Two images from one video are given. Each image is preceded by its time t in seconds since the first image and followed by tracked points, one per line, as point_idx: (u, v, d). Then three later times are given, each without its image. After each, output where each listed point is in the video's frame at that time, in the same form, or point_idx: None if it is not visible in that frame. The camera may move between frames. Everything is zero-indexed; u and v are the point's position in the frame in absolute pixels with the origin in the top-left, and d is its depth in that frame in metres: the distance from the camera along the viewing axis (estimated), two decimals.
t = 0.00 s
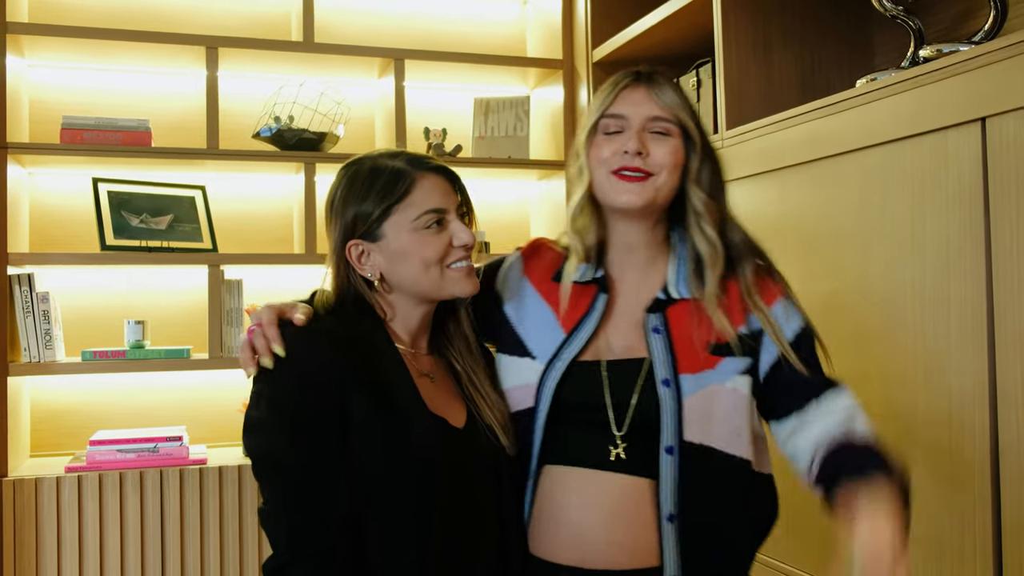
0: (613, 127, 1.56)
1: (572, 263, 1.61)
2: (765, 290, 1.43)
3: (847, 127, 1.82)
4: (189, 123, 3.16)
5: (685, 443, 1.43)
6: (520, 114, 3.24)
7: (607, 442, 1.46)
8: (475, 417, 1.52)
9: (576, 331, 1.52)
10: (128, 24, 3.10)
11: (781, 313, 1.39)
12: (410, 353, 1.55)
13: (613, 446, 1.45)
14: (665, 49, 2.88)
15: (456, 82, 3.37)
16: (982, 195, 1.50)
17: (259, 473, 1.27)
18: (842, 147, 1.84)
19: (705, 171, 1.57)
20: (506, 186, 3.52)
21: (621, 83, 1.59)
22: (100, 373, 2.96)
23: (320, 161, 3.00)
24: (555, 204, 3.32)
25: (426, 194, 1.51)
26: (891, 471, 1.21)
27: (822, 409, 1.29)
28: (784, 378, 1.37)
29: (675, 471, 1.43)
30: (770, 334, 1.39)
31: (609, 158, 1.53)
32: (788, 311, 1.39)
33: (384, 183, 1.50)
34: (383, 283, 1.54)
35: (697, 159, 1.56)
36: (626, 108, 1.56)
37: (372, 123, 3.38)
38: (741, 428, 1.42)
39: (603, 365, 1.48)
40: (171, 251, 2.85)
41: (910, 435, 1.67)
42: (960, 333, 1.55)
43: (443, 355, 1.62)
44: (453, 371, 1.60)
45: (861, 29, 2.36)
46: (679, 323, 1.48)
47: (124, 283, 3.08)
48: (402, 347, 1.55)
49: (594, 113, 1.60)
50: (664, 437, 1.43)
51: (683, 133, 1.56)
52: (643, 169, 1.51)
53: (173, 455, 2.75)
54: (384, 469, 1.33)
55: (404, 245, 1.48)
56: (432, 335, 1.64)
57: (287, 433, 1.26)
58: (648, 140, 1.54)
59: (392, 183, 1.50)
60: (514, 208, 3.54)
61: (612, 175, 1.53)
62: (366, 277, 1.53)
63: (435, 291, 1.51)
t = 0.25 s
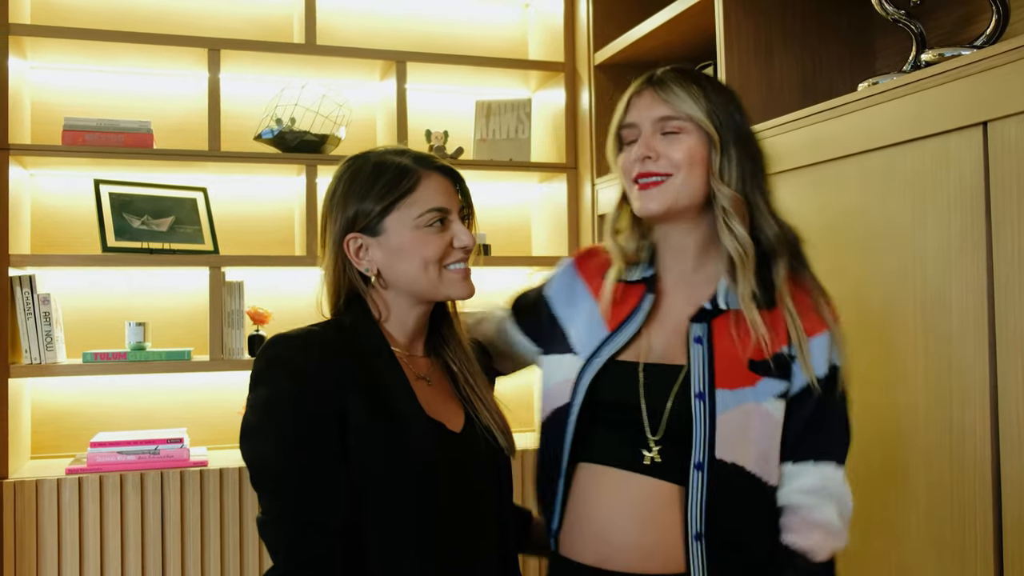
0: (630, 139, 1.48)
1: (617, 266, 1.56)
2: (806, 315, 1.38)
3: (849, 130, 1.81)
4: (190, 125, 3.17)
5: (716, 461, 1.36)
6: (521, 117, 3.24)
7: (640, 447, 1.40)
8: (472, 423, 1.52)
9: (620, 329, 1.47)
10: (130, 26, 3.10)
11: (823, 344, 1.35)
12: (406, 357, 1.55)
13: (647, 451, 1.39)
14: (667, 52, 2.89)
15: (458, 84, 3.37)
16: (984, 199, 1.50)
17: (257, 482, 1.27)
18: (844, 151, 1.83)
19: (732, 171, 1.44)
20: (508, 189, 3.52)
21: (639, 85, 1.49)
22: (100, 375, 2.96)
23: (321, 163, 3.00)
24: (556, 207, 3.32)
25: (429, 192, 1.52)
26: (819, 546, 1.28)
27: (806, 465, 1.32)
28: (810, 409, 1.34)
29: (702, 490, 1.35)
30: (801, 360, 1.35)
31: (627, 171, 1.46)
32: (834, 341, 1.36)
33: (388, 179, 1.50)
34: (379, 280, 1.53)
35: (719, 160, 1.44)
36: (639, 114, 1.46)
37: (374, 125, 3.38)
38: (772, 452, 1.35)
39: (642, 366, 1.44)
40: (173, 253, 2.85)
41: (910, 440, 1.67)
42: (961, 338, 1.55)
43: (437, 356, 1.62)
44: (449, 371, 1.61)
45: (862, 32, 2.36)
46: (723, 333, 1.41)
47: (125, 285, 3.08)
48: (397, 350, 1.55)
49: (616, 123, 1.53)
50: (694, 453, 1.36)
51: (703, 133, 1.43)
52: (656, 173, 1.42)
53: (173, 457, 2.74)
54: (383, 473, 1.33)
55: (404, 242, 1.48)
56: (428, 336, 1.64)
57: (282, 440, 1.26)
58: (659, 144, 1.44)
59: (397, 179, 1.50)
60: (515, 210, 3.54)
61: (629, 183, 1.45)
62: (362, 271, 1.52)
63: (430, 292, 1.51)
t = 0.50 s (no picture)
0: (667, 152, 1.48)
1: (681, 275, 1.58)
2: (812, 330, 1.25)
3: (848, 132, 1.81)
4: (190, 127, 3.16)
5: (713, 477, 1.31)
6: (520, 119, 3.24)
7: (658, 456, 1.41)
8: (472, 422, 1.54)
9: (658, 336, 1.49)
10: (129, 28, 3.10)
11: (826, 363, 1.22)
12: (402, 362, 1.56)
13: (663, 459, 1.40)
14: (666, 53, 2.89)
15: (457, 87, 3.37)
16: (982, 202, 1.50)
17: (259, 494, 1.28)
18: (843, 153, 1.83)
19: (732, 211, 1.33)
20: (507, 192, 3.52)
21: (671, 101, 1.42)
22: (100, 378, 2.96)
23: (321, 165, 3.01)
24: (555, 209, 3.32)
25: (430, 193, 1.52)
26: None
27: (835, 495, 1.19)
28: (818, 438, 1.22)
29: (700, 504, 1.32)
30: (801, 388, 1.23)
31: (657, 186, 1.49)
32: (841, 360, 1.21)
33: (389, 179, 1.50)
34: (376, 280, 1.53)
35: (719, 197, 1.34)
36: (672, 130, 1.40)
37: (373, 127, 3.38)
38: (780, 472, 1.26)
39: (662, 373, 1.45)
40: (172, 256, 2.85)
41: (909, 444, 1.67)
42: (959, 342, 1.55)
43: (433, 357, 1.64)
44: (445, 373, 1.62)
45: (860, 35, 2.37)
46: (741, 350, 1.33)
47: (124, 288, 3.08)
48: (392, 352, 1.55)
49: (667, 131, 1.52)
50: (694, 467, 1.33)
51: (706, 168, 1.36)
52: (665, 195, 1.44)
53: (173, 460, 2.73)
54: (384, 478, 1.34)
55: (405, 241, 1.49)
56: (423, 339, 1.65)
57: (281, 451, 1.27)
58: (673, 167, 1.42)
59: (401, 179, 1.51)
60: (514, 212, 3.54)
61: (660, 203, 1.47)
62: (360, 270, 1.52)
63: (427, 295, 1.51)
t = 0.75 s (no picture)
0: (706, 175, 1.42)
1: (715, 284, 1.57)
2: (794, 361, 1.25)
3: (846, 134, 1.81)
4: (188, 130, 3.17)
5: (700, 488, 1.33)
6: (519, 121, 3.24)
7: (658, 465, 1.44)
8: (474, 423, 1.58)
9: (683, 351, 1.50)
10: (127, 31, 3.10)
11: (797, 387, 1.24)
12: (404, 364, 1.57)
13: (661, 468, 1.42)
14: (664, 55, 2.89)
15: (455, 89, 3.37)
16: (981, 205, 1.50)
17: (266, 503, 1.27)
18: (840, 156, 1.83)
19: (741, 275, 1.28)
20: (506, 194, 3.53)
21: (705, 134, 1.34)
22: (98, 380, 2.96)
23: (320, 167, 3.01)
24: (554, 211, 3.32)
25: (431, 195, 1.54)
26: None
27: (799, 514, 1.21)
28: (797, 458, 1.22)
29: (688, 513, 1.34)
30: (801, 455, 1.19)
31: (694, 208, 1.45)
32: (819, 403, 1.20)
33: (390, 180, 1.51)
34: (375, 280, 1.53)
35: (735, 256, 1.29)
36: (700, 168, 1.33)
37: (372, 130, 3.38)
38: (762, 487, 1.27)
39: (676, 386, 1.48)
40: (171, 258, 2.85)
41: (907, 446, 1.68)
42: (958, 345, 1.55)
43: (430, 359, 1.66)
44: (443, 374, 1.65)
45: (858, 38, 2.38)
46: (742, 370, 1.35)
47: (123, 290, 3.08)
48: (394, 356, 1.56)
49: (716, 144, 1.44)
50: (684, 477, 1.36)
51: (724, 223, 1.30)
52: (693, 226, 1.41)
53: (171, 463, 2.72)
54: (386, 481, 1.35)
55: (406, 241, 1.50)
56: (423, 341, 1.68)
57: (288, 458, 1.26)
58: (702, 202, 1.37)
59: (402, 181, 1.52)
60: (513, 214, 3.54)
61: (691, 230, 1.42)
62: (360, 270, 1.52)
63: (426, 296, 1.52)
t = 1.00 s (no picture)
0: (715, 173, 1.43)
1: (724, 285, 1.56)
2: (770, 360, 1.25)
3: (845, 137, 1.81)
4: (187, 131, 3.17)
5: (705, 486, 1.33)
6: (518, 123, 3.25)
7: (665, 463, 1.43)
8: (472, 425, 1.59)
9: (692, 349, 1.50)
10: (126, 32, 3.10)
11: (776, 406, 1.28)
12: (398, 363, 1.58)
13: (669, 467, 1.41)
14: (663, 58, 2.89)
15: (454, 91, 3.38)
16: (979, 207, 1.51)
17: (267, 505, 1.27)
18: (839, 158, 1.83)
19: (760, 269, 1.29)
20: (505, 196, 3.53)
21: (716, 130, 1.36)
22: (96, 382, 2.95)
23: (318, 169, 3.01)
24: (553, 213, 3.32)
25: (429, 197, 1.55)
26: None
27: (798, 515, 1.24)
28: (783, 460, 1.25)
29: (692, 512, 1.34)
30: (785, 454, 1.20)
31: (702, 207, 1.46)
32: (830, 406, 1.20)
33: (390, 181, 1.52)
34: (372, 281, 1.54)
35: (749, 252, 1.29)
36: (713, 162, 1.35)
37: (370, 131, 3.38)
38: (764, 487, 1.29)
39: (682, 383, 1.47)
40: (169, 260, 2.85)
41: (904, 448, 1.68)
42: (956, 348, 1.55)
43: (426, 360, 1.67)
44: (438, 375, 1.66)
45: (856, 41, 2.38)
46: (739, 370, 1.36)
47: (121, 291, 3.08)
48: (389, 356, 1.57)
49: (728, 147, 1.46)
50: (688, 475, 1.35)
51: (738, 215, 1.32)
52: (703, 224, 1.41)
53: (168, 464, 2.72)
54: (388, 481, 1.35)
55: (405, 242, 1.50)
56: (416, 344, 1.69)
57: (287, 461, 1.26)
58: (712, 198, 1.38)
59: (401, 182, 1.53)
60: (511, 216, 3.55)
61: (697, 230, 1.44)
62: (357, 270, 1.52)
63: (424, 298, 1.53)
